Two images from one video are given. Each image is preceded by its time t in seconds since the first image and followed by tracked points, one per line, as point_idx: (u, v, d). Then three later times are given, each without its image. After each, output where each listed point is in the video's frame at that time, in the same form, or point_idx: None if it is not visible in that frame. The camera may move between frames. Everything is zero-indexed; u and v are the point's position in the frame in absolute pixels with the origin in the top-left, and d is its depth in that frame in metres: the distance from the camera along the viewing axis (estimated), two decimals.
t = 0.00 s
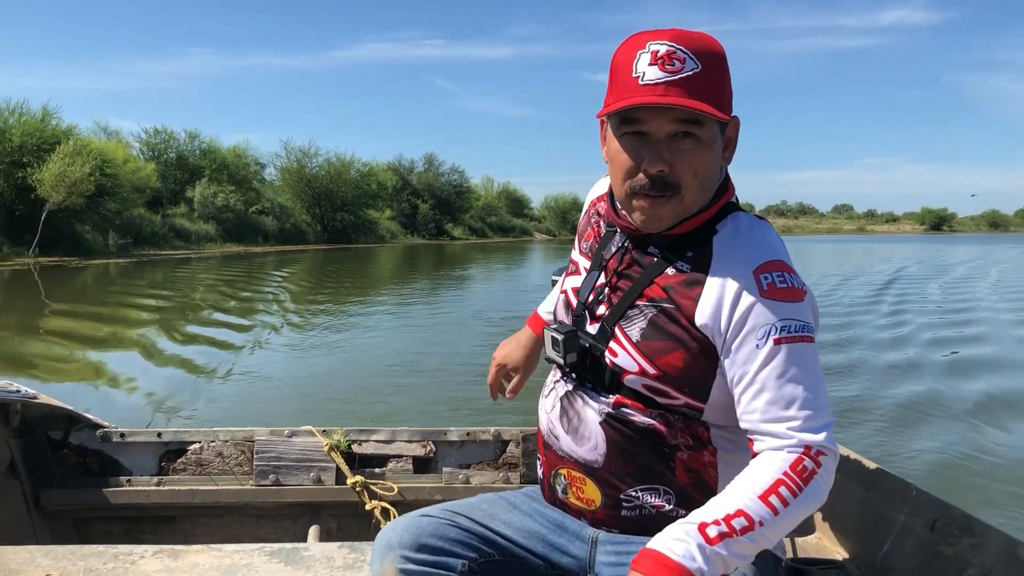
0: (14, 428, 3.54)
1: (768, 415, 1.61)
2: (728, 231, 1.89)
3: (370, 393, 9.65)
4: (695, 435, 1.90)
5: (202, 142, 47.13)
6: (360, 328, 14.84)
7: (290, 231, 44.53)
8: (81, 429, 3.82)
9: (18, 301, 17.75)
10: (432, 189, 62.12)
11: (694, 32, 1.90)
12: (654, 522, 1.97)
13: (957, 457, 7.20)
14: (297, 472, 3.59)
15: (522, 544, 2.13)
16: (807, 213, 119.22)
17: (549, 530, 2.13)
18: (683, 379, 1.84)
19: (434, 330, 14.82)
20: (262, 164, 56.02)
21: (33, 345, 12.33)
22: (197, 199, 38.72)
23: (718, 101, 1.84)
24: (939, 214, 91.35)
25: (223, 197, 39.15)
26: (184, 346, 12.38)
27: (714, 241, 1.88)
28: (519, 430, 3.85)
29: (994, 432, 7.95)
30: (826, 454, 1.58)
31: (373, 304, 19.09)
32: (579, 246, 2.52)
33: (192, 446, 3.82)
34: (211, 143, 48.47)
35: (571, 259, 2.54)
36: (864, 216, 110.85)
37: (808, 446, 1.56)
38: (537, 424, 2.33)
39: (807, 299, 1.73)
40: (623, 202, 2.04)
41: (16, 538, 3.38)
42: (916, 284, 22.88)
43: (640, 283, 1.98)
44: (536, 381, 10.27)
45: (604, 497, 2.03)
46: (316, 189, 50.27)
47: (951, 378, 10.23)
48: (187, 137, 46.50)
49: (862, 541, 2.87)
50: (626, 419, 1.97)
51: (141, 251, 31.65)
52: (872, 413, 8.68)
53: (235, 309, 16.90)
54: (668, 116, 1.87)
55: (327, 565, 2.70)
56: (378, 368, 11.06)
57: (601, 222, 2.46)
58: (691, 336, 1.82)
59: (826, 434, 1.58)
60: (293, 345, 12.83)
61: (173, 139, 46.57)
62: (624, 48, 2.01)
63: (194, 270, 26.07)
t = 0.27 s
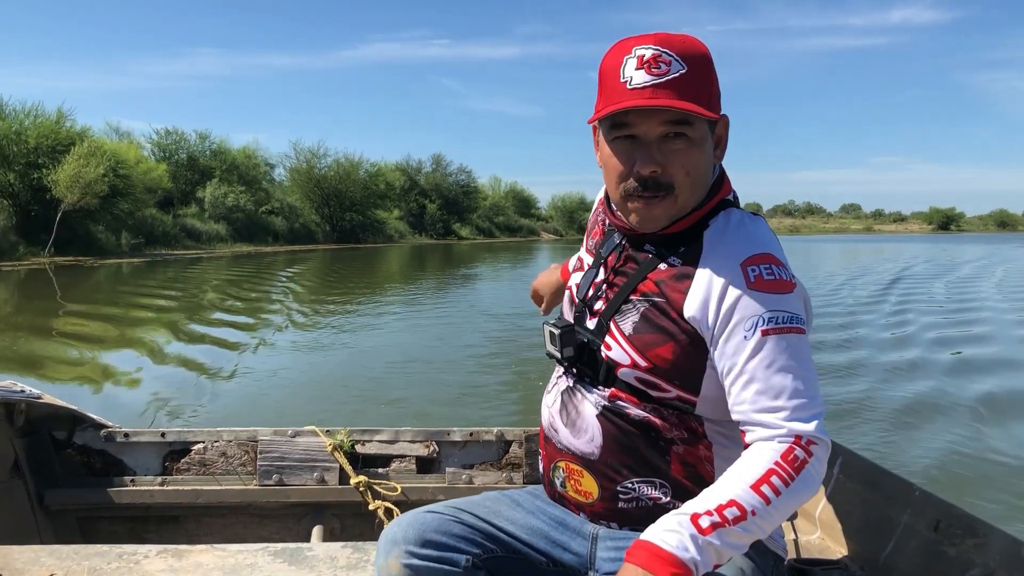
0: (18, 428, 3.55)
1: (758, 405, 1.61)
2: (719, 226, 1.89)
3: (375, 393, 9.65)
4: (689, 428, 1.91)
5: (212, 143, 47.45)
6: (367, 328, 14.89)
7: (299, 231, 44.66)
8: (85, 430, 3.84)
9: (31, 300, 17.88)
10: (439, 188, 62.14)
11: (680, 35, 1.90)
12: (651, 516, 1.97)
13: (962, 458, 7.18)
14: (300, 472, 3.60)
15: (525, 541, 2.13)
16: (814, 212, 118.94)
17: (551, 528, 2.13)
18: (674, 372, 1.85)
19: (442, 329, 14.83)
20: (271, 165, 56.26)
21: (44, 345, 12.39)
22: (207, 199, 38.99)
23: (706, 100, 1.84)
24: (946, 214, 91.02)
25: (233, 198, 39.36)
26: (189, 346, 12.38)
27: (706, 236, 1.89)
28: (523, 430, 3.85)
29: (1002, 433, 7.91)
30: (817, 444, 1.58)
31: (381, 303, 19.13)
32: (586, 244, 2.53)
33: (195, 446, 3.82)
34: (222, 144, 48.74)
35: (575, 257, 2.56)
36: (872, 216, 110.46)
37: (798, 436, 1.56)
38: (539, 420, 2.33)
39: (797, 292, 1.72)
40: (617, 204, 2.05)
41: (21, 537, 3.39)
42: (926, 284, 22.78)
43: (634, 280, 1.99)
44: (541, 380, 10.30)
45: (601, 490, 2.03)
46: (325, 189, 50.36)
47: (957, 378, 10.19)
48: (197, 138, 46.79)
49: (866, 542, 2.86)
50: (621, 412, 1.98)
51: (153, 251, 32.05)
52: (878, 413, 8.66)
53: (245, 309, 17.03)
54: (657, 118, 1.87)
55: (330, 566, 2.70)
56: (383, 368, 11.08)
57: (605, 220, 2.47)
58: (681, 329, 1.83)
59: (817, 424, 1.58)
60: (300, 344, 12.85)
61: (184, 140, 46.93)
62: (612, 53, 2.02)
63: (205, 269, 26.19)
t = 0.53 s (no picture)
0: (19, 429, 3.55)
1: (747, 397, 1.60)
2: (715, 225, 1.91)
3: (378, 393, 9.66)
4: (688, 429, 1.91)
5: (220, 145, 47.67)
6: (373, 328, 14.93)
7: (307, 232, 44.74)
8: (85, 431, 3.84)
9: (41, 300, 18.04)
10: (445, 190, 62.15)
11: (669, 36, 1.91)
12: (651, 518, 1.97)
13: (965, 459, 7.17)
14: (300, 473, 3.60)
15: (526, 540, 2.13)
16: (820, 213, 118.75)
17: (551, 528, 2.14)
18: (674, 371, 1.85)
19: (447, 329, 14.82)
20: (279, 167, 56.46)
21: (53, 344, 12.49)
22: (215, 200, 39.18)
23: (696, 99, 1.85)
24: (952, 214, 90.70)
25: (241, 199, 39.56)
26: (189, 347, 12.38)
27: (702, 236, 1.90)
28: (523, 431, 3.85)
29: (1007, 434, 7.88)
30: (804, 437, 1.54)
31: (386, 303, 19.16)
32: (583, 249, 2.54)
33: (196, 447, 3.83)
34: (230, 146, 48.92)
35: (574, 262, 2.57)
36: (877, 217, 110.12)
37: (781, 430, 1.54)
38: (539, 424, 2.33)
39: (794, 289, 1.73)
40: (612, 206, 2.06)
41: (22, 537, 3.40)
42: (934, 284, 22.68)
43: (631, 281, 2.01)
44: (545, 381, 10.32)
45: (601, 493, 2.04)
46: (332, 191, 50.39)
47: (960, 379, 10.17)
48: (206, 140, 47.07)
49: (866, 544, 2.87)
50: (620, 415, 1.98)
51: (162, 251, 32.33)
52: (880, 414, 8.66)
53: (253, 309, 17.14)
54: (650, 118, 1.87)
55: (330, 566, 2.71)
56: (386, 368, 11.09)
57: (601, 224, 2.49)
58: (679, 328, 1.84)
59: (808, 415, 1.56)
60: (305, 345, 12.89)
61: (192, 143, 47.17)
62: (601, 57, 2.03)
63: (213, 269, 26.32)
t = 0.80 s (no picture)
0: (16, 428, 3.54)
1: (724, 404, 1.63)
2: (716, 227, 1.91)
3: (378, 393, 9.66)
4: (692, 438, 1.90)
5: (225, 145, 47.81)
6: (376, 327, 14.94)
7: (310, 232, 44.77)
8: (83, 430, 3.83)
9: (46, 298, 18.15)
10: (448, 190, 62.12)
11: (670, 36, 1.91)
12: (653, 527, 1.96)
13: (965, 460, 7.15)
14: (299, 473, 3.59)
15: (524, 544, 2.12)
16: (822, 213, 118.62)
17: (550, 530, 2.13)
18: (678, 378, 1.85)
19: (449, 328, 14.82)
20: (282, 167, 56.59)
21: (58, 344, 12.55)
22: (220, 200, 39.27)
23: (699, 98, 1.85)
24: (954, 215, 90.52)
25: (245, 199, 39.69)
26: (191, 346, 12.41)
27: (704, 238, 1.90)
28: (522, 432, 3.84)
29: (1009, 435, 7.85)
30: (764, 449, 1.55)
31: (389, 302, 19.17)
32: (578, 253, 2.53)
33: (194, 447, 3.82)
34: (234, 146, 49.06)
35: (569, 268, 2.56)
36: (880, 217, 109.91)
37: (738, 441, 1.57)
38: (539, 430, 2.33)
39: (794, 293, 1.73)
40: (612, 208, 2.05)
41: (19, 537, 3.39)
42: (937, 285, 22.61)
43: (632, 285, 2.00)
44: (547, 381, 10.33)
45: (602, 502, 2.03)
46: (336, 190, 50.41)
47: (960, 380, 10.16)
48: (210, 140, 47.23)
49: (866, 545, 2.86)
50: (623, 424, 1.97)
51: (168, 251, 32.48)
52: (880, 415, 8.65)
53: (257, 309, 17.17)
54: (653, 118, 1.87)
55: (328, 567, 2.70)
56: (387, 368, 11.09)
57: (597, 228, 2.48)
58: (681, 335, 1.84)
59: (782, 423, 1.56)
60: (308, 344, 12.92)
61: (198, 143, 47.30)
62: (601, 56, 2.02)
63: (218, 268, 26.39)
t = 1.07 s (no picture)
0: (14, 426, 3.52)
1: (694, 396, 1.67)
2: (709, 224, 1.91)
3: (377, 390, 9.66)
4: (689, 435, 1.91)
5: (226, 143, 47.80)
6: (376, 324, 14.94)
7: (311, 229, 44.76)
8: (80, 427, 3.81)
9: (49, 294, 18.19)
10: (448, 188, 62.03)
11: (660, 30, 1.90)
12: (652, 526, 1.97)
13: (963, 457, 7.16)
14: (296, 471, 3.59)
15: (523, 542, 2.12)
16: (822, 212, 118.58)
17: (550, 528, 2.13)
18: (672, 373, 1.88)
19: (449, 325, 14.82)
20: (283, 165, 56.60)
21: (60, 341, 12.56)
22: (222, 198, 39.27)
23: (688, 93, 1.84)
24: (954, 214, 90.59)
25: (247, 196, 39.72)
26: (192, 343, 12.42)
27: (696, 234, 1.91)
28: (519, 429, 3.83)
29: (1007, 432, 7.86)
30: (722, 442, 1.58)
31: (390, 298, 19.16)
32: (575, 252, 2.52)
33: (191, 444, 3.81)
34: (236, 144, 49.06)
35: (564, 266, 2.55)
36: (879, 216, 110.00)
37: (697, 437, 1.61)
38: (537, 427, 2.32)
39: (781, 287, 1.74)
40: (603, 204, 2.05)
41: (15, 534, 3.38)
42: (937, 283, 22.62)
43: (625, 282, 2.00)
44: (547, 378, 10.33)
45: (601, 501, 2.03)
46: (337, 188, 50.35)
47: (958, 378, 10.17)
48: (212, 138, 47.26)
49: (863, 543, 2.86)
50: (620, 422, 1.98)
51: (171, 248, 32.55)
52: (879, 412, 8.67)
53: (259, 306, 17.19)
54: (642, 114, 1.86)
55: (326, 564, 2.70)
56: (386, 365, 11.09)
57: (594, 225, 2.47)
58: (671, 331, 1.87)
59: (747, 415, 1.59)
60: (308, 341, 12.92)
61: (199, 141, 47.27)
62: (592, 51, 2.01)
63: (219, 265, 26.42)
